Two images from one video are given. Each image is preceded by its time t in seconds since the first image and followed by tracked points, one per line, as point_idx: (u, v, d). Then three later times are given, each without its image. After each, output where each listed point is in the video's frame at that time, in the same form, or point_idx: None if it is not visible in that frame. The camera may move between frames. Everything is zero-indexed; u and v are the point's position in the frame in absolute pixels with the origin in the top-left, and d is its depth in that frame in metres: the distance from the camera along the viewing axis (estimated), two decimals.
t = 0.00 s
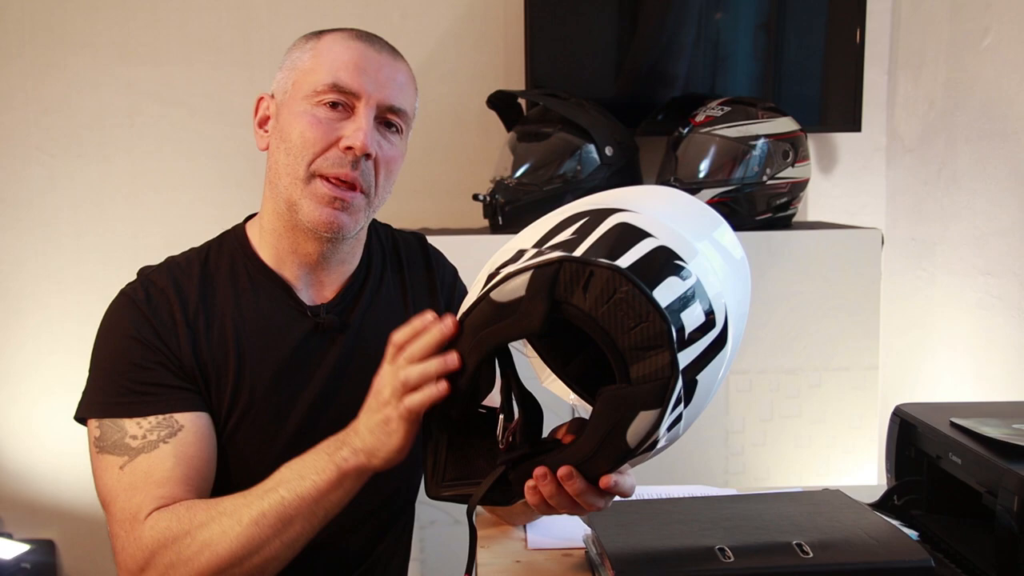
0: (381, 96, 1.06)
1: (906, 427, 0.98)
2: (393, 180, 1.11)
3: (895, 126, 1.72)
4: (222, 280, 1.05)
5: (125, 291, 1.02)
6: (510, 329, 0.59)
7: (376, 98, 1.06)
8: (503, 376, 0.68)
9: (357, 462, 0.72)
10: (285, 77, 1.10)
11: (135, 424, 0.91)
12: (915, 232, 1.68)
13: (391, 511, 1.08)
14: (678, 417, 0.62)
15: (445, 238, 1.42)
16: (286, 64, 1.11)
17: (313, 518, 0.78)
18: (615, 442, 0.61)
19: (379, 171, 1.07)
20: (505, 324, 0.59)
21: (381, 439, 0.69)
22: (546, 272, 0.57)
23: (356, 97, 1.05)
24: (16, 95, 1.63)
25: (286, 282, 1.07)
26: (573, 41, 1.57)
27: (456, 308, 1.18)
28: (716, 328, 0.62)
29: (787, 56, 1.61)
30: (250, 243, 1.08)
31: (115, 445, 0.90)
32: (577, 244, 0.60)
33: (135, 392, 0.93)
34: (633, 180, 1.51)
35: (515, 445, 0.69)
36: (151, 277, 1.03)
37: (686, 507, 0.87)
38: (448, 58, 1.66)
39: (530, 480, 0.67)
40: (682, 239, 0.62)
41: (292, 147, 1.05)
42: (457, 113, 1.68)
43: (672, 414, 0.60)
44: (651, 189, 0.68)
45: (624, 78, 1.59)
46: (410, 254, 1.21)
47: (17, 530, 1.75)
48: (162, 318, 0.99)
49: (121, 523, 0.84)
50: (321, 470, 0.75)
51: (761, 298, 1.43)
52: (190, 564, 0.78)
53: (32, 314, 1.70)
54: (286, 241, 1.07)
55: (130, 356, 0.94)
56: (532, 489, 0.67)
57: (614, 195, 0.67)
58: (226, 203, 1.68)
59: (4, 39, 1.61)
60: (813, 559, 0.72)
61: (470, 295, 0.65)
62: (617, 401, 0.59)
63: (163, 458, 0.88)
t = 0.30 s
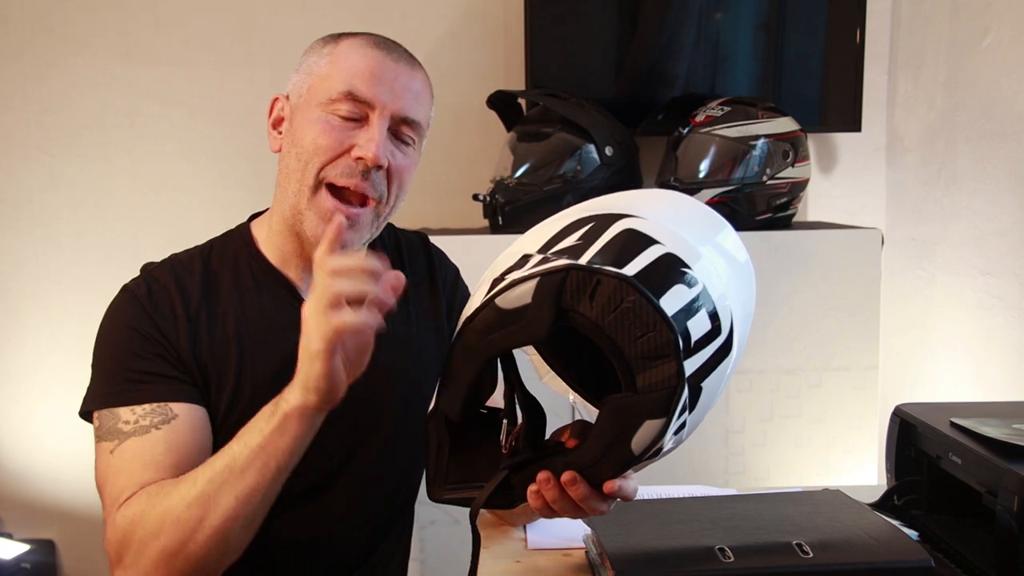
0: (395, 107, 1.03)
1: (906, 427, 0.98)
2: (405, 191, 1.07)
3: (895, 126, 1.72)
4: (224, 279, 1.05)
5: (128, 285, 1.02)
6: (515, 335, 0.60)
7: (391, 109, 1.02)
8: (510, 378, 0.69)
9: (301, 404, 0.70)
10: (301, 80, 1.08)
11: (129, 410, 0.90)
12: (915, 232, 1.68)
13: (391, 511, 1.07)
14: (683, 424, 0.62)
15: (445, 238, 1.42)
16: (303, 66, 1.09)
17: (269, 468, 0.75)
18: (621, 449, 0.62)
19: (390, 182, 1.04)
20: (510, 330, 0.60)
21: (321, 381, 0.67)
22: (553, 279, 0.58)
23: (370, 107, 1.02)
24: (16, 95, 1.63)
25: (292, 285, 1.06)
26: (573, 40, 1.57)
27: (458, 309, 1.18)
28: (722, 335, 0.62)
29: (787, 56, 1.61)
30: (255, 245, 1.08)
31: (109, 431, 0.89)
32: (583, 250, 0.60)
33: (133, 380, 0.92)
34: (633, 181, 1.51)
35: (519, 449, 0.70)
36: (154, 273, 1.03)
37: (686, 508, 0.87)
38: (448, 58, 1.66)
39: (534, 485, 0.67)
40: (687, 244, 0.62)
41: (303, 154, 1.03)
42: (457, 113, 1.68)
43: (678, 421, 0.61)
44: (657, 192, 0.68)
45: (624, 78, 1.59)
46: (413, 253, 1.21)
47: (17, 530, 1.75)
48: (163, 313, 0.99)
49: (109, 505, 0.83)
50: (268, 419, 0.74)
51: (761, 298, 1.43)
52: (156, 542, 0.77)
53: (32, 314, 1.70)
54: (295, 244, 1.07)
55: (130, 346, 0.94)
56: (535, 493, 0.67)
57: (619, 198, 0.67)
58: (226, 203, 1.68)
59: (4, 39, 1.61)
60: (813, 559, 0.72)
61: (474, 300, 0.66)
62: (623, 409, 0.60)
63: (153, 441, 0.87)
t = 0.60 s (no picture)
0: (383, 94, 1.05)
1: (906, 427, 0.98)
2: (397, 177, 1.10)
3: (895, 126, 1.72)
4: (223, 282, 1.05)
5: (126, 288, 1.02)
6: (513, 345, 0.59)
7: (380, 95, 1.05)
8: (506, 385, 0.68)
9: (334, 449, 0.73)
10: (286, 78, 1.10)
11: (131, 419, 0.91)
12: (915, 232, 1.68)
13: (391, 510, 1.08)
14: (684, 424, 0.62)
15: (445, 239, 1.41)
16: (286, 64, 1.11)
17: (291, 509, 0.78)
18: (622, 453, 0.61)
19: (383, 167, 1.06)
20: (508, 341, 0.59)
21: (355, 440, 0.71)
22: (549, 288, 0.57)
23: (358, 95, 1.05)
24: (16, 96, 1.63)
25: (289, 283, 1.06)
26: (573, 40, 1.57)
27: (457, 309, 1.18)
28: (720, 334, 0.62)
29: (787, 56, 1.61)
30: (251, 246, 1.08)
31: (112, 440, 0.91)
32: (576, 257, 0.60)
33: (133, 389, 0.93)
34: (633, 181, 1.51)
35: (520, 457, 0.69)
36: (153, 275, 1.04)
37: (685, 508, 0.87)
38: (448, 58, 1.66)
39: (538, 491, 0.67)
40: (680, 246, 0.63)
41: (295, 147, 1.04)
42: (457, 113, 1.68)
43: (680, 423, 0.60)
44: (646, 195, 0.68)
45: (624, 78, 1.59)
46: (412, 256, 1.21)
47: (17, 530, 1.75)
48: (162, 317, 0.99)
49: (114, 516, 0.86)
50: (300, 457, 0.76)
51: (761, 298, 1.43)
52: (176, 557, 0.80)
53: (32, 314, 1.70)
54: (290, 241, 1.07)
55: (128, 353, 0.95)
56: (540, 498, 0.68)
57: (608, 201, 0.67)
58: (226, 203, 1.68)
59: (4, 39, 1.61)
60: (813, 559, 0.72)
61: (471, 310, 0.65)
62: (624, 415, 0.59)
63: (157, 452, 0.89)
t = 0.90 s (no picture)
0: (362, 97, 1.04)
1: (906, 427, 0.98)
2: (387, 172, 1.11)
3: (895, 126, 1.71)
4: (224, 282, 1.05)
5: (126, 289, 1.03)
6: (488, 333, 0.62)
7: (359, 99, 1.04)
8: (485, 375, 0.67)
9: (359, 463, 0.75)
10: (258, 88, 1.07)
11: (137, 420, 0.92)
12: (915, 232, 1.68)
13: (391, 510, 1.08)
14: (662, 408, 0.61)
15: (446, 239, 1.41)
16: (256, 73, 1.08)
17: (315, 520, 0.81)
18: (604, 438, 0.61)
19: (372, 170, 1.07)
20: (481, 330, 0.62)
21: (381, 453, 0.72)
22: (513, 274, 0.59)
23: (337, 103, 1.03)
24: (16, 96, 1.63)
25: (287, 283, 1.07)
26: (573, 40, 1.57)
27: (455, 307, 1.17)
28: (694, 315, 0.61)
29: (787, 56, 1.61)
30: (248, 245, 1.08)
31: (117, 441, 0.91)
32: (545, 243, 0.60)
33: (138, 388, 0.94)
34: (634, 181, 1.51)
35: (503, 451, 0.69)
36: (152, 275, 1.04)
37: (686, 508, 0.87)
38: (447, 58, 1.66)
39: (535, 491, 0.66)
40: (653, 231, 0.61)
41: (282, 163, 1.04)
42: (457, 113, 1.68)
43: (656, 404, 0.60)
44: (624, 181, 0.67)
45: (624, 78, 1.59)
46: (409, 253, 1.21)
47: (17, 530, 1.75)
48: (163, 315, 0.99)
49: (126, 520, 0.87)
50: (325, 471, 0.78)
51: (761, 298, 1.43)
52: (194, 561, 0.82)
53: (32, 315, 1.70)
54: (288, 252, 1.08)
55: (131, 353, 0.95)
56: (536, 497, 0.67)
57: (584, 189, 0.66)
58: (226, 203, 1.68)
59: (4, 39, 1.61)
60: (813, 559, 0.72)
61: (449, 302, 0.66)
62: (599, 399, 0.59)
63: (165, 454, 0.90)
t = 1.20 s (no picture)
0: (316, 99, 1.00)
1: (906, 427, 0.98)
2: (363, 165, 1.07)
3: (895, 126, 1.71)
4: (213, 288, 1.05)
5: (114, 296, 1.03)
6: (478, 307, 0.63)
7: (315, 104, 1.00)
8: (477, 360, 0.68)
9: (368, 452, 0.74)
10: (213, 114, 1.04)
11: (133, 427, 0.92)
12: (915, 232, 1.68)
13: (389, 510, 1.07)
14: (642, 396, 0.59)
15: (445, 239, 1.41)
16: (207, 98, 1.05)
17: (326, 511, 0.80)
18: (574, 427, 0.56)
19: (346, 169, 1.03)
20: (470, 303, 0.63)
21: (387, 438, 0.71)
22: (503, 247, 0.61)
23: (293, 113, 0.99)
24: (16, 96, 1.63)
25: (277, 290, 1.05)
26: (573, 40, 1.57)
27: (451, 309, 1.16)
28: (676, 304, 0.61)
29: (787, 56, 1.61)
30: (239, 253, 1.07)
31: (116, 449, 0.91)
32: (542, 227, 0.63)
33: (132, 396, 0.94)
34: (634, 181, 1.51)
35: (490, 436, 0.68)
36: (140, 281, 1.04)
37: (686, 507, 0.87)
38: (447, 58, 1.66)
39: (520, 481, 0.61)
40: (646, 226, 0.63)
41: (256, 187, 1.01)
42: (456, 113, 1.68)
43: (629, 384, 0.57)
44: (636, 190, 0.70)
45: (624, 78, 1.59)
46: (404, 252, 1.19)
47: (17, 530, 1.75)
48: (153, 321, 1.00)
49: (130, 526, 0.87)
50: (331, 462, 0.78)
51: (761, 299, 1.43)
52: (204, 560, 0.82)
53: (32, 315, 1.70)
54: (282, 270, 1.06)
55: (124, 361, 0.96)
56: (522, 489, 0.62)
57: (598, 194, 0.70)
58: (226, 203, 1.68)
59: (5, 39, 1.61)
60: (813, 559, 0.72)
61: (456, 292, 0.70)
62: (567, 372, 0.56)
63: (165, 459, 0.90)
